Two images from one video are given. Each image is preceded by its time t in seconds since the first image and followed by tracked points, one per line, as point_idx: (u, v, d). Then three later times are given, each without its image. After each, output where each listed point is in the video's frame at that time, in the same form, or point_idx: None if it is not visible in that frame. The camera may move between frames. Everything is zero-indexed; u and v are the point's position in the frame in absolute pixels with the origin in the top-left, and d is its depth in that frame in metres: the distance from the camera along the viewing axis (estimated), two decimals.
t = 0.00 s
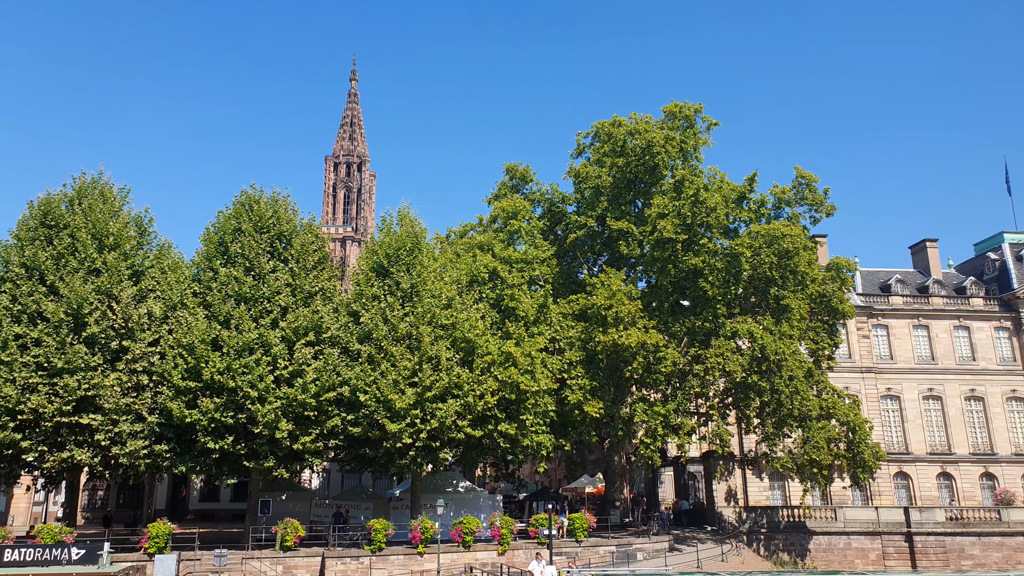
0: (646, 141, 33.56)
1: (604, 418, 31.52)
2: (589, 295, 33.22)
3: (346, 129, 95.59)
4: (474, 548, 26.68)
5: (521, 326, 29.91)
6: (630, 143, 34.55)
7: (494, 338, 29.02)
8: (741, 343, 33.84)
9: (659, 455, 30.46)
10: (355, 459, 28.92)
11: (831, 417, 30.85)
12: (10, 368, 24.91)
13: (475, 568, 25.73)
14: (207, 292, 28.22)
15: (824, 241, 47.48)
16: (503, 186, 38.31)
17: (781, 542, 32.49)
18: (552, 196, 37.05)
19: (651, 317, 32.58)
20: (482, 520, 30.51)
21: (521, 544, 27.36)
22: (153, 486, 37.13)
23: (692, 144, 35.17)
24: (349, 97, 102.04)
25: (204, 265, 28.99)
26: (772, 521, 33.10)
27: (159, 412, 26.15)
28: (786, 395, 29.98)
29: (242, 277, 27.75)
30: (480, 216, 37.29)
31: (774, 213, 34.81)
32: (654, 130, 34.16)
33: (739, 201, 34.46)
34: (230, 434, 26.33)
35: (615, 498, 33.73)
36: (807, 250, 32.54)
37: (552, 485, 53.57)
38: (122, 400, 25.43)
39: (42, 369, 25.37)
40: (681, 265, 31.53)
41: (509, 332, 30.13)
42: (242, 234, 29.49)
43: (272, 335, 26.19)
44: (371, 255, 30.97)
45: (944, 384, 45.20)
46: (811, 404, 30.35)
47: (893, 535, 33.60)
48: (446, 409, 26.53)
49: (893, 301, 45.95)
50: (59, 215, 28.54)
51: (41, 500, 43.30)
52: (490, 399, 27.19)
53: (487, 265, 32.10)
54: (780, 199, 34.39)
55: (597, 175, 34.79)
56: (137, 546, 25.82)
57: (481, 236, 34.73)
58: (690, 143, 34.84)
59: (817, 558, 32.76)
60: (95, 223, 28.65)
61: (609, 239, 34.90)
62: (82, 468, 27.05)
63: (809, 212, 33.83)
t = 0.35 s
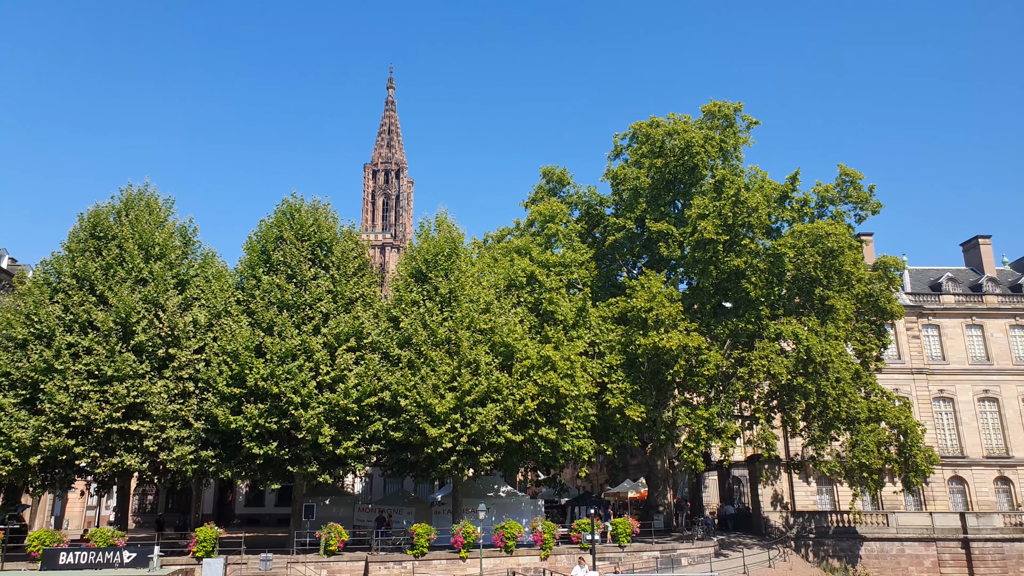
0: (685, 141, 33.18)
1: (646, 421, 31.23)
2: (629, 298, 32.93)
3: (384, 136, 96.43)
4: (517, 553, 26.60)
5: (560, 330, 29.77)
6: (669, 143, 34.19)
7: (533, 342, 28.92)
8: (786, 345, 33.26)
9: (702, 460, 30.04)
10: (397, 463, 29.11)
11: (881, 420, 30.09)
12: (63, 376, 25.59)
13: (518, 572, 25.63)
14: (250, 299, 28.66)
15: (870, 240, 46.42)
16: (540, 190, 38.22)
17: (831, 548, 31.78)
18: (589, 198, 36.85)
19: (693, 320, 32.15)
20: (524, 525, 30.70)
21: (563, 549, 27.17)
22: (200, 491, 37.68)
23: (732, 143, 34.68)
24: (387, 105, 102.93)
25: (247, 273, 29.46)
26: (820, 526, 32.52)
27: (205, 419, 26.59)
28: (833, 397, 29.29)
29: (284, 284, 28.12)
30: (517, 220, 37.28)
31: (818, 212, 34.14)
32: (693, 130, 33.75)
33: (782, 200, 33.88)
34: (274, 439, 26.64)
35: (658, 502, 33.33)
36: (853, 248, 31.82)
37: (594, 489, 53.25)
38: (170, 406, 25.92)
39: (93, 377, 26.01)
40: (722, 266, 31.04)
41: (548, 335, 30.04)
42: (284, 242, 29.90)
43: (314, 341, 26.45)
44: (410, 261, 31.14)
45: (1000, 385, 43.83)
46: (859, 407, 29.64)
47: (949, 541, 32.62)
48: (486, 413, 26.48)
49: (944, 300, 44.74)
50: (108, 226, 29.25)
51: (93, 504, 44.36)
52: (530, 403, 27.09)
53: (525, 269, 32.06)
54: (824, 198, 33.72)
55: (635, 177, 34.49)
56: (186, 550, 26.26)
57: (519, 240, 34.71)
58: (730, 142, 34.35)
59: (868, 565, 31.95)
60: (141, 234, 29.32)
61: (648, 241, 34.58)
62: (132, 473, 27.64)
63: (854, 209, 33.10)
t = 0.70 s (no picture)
0: (726, 139, 32.68)
1: (691, 424, 30.83)
2: (671, 299, 32.55)
3: (422, 143, 97.10)
4: (561, 557, 26.42)
5: (601, 333, 29.58)
6: (709, 142, 33.74)
7: (573, 345, 28.75)
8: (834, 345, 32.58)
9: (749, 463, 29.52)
10: (440, 467, 29.19)
11: (936, 420, 29.23)
12: (115, 384, 26.20)
13: None
14: (294, 306, 29.03)
15: (921, 236, 45.22)
16: (579, 192, 38.05)
17: (885, 553, 31.17)
18: (629, 199, 36.57)
19: (737, 320, 31.64)
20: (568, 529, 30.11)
21: (608, 553, 26.91)
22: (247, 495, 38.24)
23: (774, 140, 34.10)
24: (425, 112, 103.69)
25: (291, 280, 29.87)
26: (873, 530, 31.74)
27: (252, 424, 26.97)
28: (884, 398, 28.54)
29: (326, 291, 28.41)
30: (556, 223, 37.18)
31: (864, 208, 33.39)
32: (734, 128, 33.27)
33: (827, 197, 33.19)
34: (319, 444, 26.90)
35: (704, 506, 32.83)
36: (902, 245, 31.01)
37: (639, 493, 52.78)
38: (217, 413, 26.37)
39: (144, 384, 26.58)
40: (767, 266, 30.52)
41: (590, 338, 29.87)
42: (326, 249, 30.25)
43: (356, 346, 26.65)
44: (449, 266, 31.24)
45: None
46: (912, 407, 28.84)
47: (1010, 546, 31.52)
48: (528, 417, 26.37)
49: (1000, 297, 43.35)
50: (156, 237, 29.91)
51: (145, 509, 45.37)
52: (572, 406, 26.91)
53: (565, 271, 31.94)
54: (871, 193, 32.95)
55: (676, 176, 34.12)
56: (235, 553, 26.66)
57: (558, 243, 34.61)
58: (772, 139, 33.79)
59: (925, 570, 31.10)
60: (188, 244, 29.92)
61: (690, 241, 34.16)
62: (182, 478, 28.15)
63: (903, 205, 32.27)
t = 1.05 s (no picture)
0: (770, 135, 32.10)
1: (740, 425, 30.34)
2: (717, 299, 32.10)
3: (463, 146, 97.52)
4: (609, 560, 26.17)
5: (645, 334, 29.32)
6: (754, 138, 33.22)
7: (618, 347, 28.51)
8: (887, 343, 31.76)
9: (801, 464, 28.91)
10: (486, 470, 29.18)
11: (998, 420, 28.28)
12: (168, 390, 26.78)
13: None
14: (340, 311, 29.36)
15: (978, 229, 43.83)
16: (621, 192, 37.78)
17: (946, 557, 30.17)
18: (672, 198, 36.18)
19: (786, 319, 31.02)
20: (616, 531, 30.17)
21: (657, 556, 26.59)
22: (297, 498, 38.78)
23: (822, 134, 33.39)
24: (465, 115, 104.17)
25: (336, 286, 30.23)
26: (934, 533, 30.77)
27: (300, 428, 27.32)
28: (942, 397, 27.68)
29: (371, 295, 28.65)
30: (599, 223, 36.97)
31: (917, 202, 32.51)
32: (779, 123, 32.69)
33: (878, 191, 32.39)
34: (367, 447, 27.12)
35: (755, 508, 32.25)
36: (958, 239, 30.07)
37: (687, 495, 52.15)
38: (267, 417, 26.75)
39: (195, 390, 27.12)
40: (816, 263, 29.88)
41: (634, 339, 29.63)
42: (370, 255, 30.53)
43: (401, 350, 26.81)
44: (491, 269, 31.24)
45: None
46: (972, 407, 27.95)
47: None
48: (573, 420, 26.20)
49: None
50: (205, 245, 30.52)
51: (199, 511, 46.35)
52: (618, 409, 26.67)
53: (608, 272, 31.73)
54: (925, 187, 32.04)
55: (720, 174, 33.64)
56: (286, 555, 27.03)
57: (601, 244, 34.41)
58: (819, 134, 33.09)
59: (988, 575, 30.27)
60: (235, 252, 30.48)
61: (736, 239, 33.64)
62: (233, 481, 28.58)
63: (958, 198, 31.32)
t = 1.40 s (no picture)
0: (819, 129, 31.65)
1: (792, 426, 29.76)
2: (767, 297, 31.55)
3: (504, 148, 97.72)
4: (660, 563, 25.87)
5: (693, 334, 28.98)
6: (802, 133, 32.61)
7: (665, 347, 28.22)
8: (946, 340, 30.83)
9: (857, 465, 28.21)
10: (534, 472, 29.11)
11: None
12: (220, 394, 27.32)
13: None
14: (387, 314, 29.61)
15: None
16: (666, 190, 37.42)
17: (1011, 561, 29.69)
18: (719, 195, 35.67)
19: (838, 317, 30.34)
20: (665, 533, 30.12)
21: (709, 559, 26.21)
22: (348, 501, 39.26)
23: (873, 127, 32.62)
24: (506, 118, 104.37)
25: (383, 290, 30.51)
26: (999, 537, 30.40)
27: (349, 430, 27.60)
28: (1005, 395, 26.74)
29: (417, 299, 28.84)
30: (644, 222, 36.67)
31: (975, 194, 31.53)
32: (828, 117, 32.03)
33: (933, 184, 31.50)
34: (415, 449, 27.26)
35: (809, 511, 31.55)
36: (1019, 231, 29.05)
37: (738, 496, 51.37)
38: (317, 420, 27.10)
39: (247, 394, 27.61)
40: (868, 259, 29.15)
41: (682, 339, 29.31)
42: (415, 259, 30.76)
43: (447, 352, 26.92)
44: (535, 270, 31.18)
45: None
46: None
47: None
48: (621, 421, 26.01)
49: None
50: (254, 252, 31.09)
51: (252, 513, 47.26)
52: (666, 410, 26.38)
53: (654, 272, 31.43)
54: (983, 178, 31.05)
55: (767, 170, 33.09)
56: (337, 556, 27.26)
57: (646, 243, 34.11)
58: (870, 126, 32.31)
59: None
60: (284, 258, 30.98)
61: (784, 236, 33.04)
62: (285, 484, 28.91)
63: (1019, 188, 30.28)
